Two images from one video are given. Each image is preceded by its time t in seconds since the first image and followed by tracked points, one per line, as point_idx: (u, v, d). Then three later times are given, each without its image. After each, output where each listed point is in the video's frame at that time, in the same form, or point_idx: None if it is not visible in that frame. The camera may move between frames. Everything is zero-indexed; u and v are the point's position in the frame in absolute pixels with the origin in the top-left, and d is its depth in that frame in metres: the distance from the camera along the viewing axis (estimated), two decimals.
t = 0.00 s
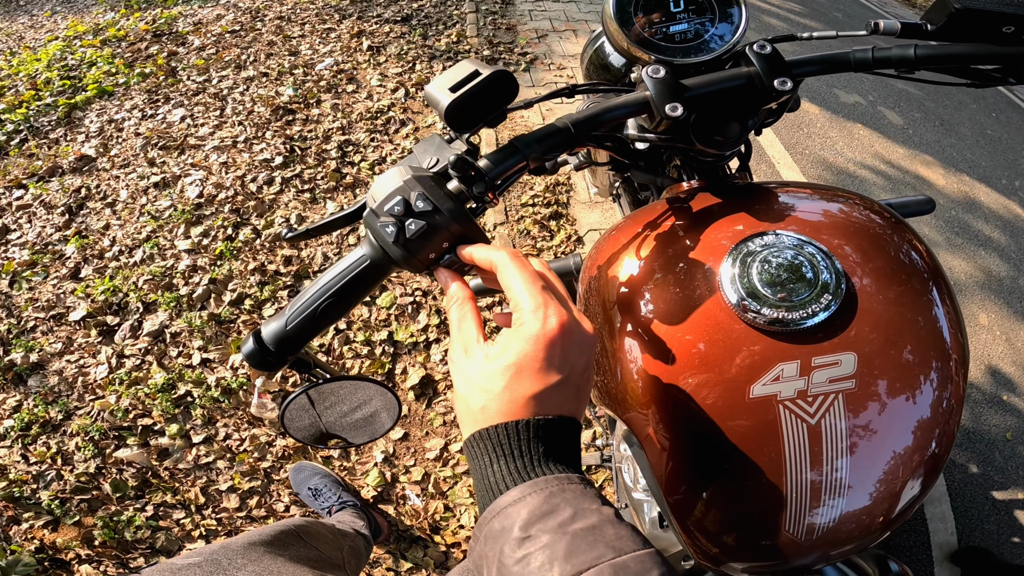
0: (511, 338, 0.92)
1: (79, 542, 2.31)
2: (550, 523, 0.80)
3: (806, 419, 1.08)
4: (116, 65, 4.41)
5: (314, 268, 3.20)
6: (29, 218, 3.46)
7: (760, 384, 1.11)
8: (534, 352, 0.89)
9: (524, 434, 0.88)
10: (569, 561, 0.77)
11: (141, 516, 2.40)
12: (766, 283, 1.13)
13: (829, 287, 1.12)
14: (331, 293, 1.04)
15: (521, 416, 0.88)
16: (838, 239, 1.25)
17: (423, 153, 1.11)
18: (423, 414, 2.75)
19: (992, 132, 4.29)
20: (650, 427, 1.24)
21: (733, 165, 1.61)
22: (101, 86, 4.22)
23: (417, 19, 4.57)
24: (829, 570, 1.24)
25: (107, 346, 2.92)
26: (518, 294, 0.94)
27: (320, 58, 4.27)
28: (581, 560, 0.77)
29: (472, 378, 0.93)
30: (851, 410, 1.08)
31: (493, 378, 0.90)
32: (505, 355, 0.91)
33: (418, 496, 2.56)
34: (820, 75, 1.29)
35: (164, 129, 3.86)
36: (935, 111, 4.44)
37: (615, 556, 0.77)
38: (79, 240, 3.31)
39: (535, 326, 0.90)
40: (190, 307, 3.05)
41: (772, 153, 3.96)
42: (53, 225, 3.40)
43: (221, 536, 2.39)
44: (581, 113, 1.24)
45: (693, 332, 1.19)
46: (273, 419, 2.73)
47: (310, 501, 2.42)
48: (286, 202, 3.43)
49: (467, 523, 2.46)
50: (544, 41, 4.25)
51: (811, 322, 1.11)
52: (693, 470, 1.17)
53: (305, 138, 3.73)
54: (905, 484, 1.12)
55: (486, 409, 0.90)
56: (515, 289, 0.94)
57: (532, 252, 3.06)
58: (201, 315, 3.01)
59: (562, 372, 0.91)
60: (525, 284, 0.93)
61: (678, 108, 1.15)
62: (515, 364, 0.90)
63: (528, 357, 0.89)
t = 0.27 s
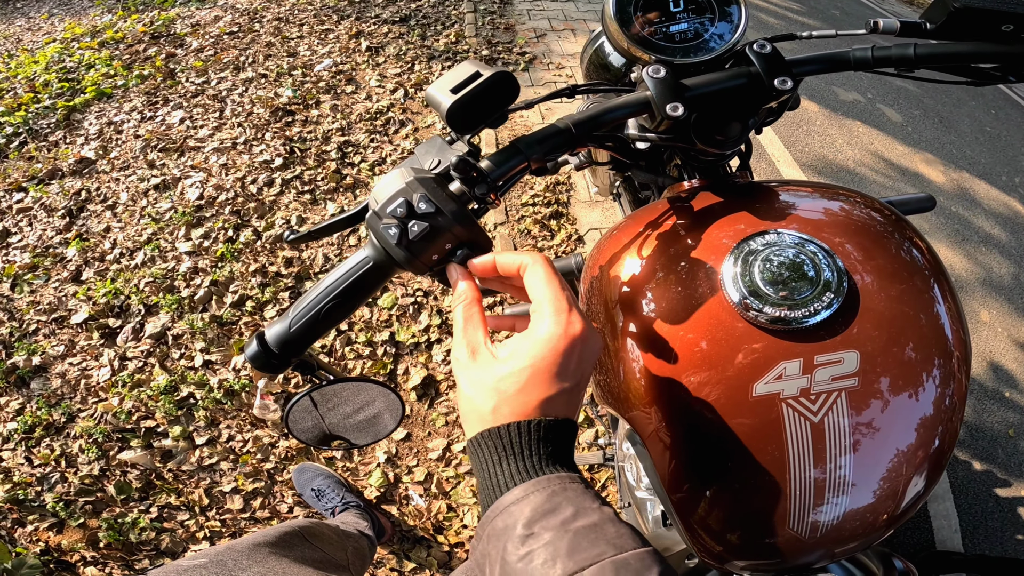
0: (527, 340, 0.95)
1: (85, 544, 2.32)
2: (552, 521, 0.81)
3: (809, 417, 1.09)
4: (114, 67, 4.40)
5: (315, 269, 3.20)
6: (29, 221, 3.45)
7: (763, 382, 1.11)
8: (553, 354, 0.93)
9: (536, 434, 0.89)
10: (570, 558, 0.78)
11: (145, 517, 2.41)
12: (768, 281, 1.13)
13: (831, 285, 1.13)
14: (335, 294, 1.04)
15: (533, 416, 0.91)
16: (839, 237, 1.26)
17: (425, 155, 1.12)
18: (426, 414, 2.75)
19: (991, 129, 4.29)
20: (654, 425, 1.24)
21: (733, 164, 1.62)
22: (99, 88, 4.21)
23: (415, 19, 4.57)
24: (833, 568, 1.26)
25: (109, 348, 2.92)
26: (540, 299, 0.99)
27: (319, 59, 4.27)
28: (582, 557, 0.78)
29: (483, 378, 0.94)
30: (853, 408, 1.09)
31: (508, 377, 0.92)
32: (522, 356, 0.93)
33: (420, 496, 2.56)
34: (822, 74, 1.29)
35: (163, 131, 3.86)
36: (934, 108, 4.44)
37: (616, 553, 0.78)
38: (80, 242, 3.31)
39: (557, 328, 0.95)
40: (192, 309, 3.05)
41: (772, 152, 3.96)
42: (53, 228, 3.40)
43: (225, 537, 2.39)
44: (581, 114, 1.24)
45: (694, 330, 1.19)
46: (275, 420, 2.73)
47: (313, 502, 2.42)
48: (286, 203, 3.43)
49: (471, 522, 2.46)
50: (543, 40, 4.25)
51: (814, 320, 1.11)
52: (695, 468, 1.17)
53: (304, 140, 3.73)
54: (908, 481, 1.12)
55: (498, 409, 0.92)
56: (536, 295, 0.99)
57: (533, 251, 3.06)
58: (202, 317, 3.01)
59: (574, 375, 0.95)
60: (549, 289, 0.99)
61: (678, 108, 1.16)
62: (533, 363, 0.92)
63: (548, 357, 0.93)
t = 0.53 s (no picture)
0: (528, 345, 0.96)
1: (86, 545, 2.32)
2: (548, 525, 0.81)
3: (807, 413, 1.09)
4: (113, 69, 4.41)
5: (315, 269, 3.20)
6: (29, 223, 3.46)
7: (760, 379, 1.11)
8: (554, 358, 0.94)
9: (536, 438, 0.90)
10: (565, 561, 0.78)
11: (146, 518, 2.41)
12: (764, 278, 1.14)
13: (829, 282, 1.13)
14: (331, 293, 1.04)
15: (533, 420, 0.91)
16: (836, 233, 1.26)
17: (421, 153, 1.12)
18: (426, 413, 2.75)
19: (991, 126, 4.29)
20: (651, 421, 1.26)
21: (730, 160, 1.62)
22: (98, 89, 4.22)
23: (413, 19, 4.57)
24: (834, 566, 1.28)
25: (110, 349, 2.93)
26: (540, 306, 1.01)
27: (317, 60, 4.27)
28: (577, 561, 0.78)
29: (484, 383, 0.95)
30: (851, 404, 1.09)
31: (509, 382, 0.93)
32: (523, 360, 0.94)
33: (421, 495, 2.56)
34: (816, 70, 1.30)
35: (162, 132, 3.87)
36: (933, 106, 4.44)
37: (611, 556, 0.79)
38: (80, 244, 3.32)
39: (557, 334, 0.97)
40: (192, 310, 3.06)
41: (771, 150, 3.96)
42: (53, 229, 3.41)
43: (226, 537, 2.39)
44: (577, 111, 1.25)
45: (692, 327, 1.19)
46: (276, 421, 2.74)
47: (314, 502, 2.43)
48: (285, 204, 3.44)
49: (471, 522, 2.47)
50: (541, 40, 4.25)
51: (810, 316, 1.11)
52: (695, 466, 1.18)
53: (303, 140, 3.74)
54: (907, 478, 1.12)
55: (498, 414, 0.92)
56: (536, 303, 1.01)
57: (532, 251, 3.06)
58: (202, 318, 3.02)
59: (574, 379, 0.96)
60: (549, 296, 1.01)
61: (673, 105, 1.16)
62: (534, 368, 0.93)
63: (549, 362, 0.94)
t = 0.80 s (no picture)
0: (528, 338, 0.98)
1: (88, 545, 2.32)
2: (548, 520, 0.82)
3: (808, 413, 1.09)
4: (114, 69, 4.41)
5: (316, 270, 3.21)
6: (31, 223, 3.47)
7: (762, 378, 1.12)
8: (554, 351, 0.96)
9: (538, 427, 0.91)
10: (566, 557, 0.79)
11: (148, 518, 2.42)
12: (765, 278, 1.14)
13: (830, 282, 1.14)
14: (335, 293, 1.05)
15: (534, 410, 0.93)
16: (837, 233, 1.26)
17: (424, 154, 1.12)
18: (427, 413, 2.76)
19: (991, 126, 4.29)
20: (652, 421, 1.27)
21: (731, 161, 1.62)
22: (99, 90, 4.23)
23: (414, 20, 4.57)
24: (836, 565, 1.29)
25: (112, 350, 2.94)
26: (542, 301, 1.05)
27: (318, 60, 4.28)
28: (577, 556, 0.79)
29: (485, 374, 0.97)
30: (852, 404, 1.09)
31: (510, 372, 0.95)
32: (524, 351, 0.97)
33: (423, 496, 2.57)
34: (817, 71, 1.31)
35: (164, 133, 3.87)
36: (934, 106, 4.45)
37: (611, 552, 0.80)
38: (82, 245, 3.33)
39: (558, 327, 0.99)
40: (194, 310, 3.06)
41: (771, 150, 3.97)
42: (55, 230, 3.42)
43: (228, 538, 2.40)
44: (579, 112, 1.25)
45: (693, 327, 1.20)
46: (277, 421, 2.74)
47: (315, 502, 2.43)
48: (286, 204, 3.44)
49: (472, 522, 2.47)
50: (541, 40, 4.26)
51: (811, 316, 1.11)
52: (696, 465, 1.18)
53: (305, 141, 3.74)
54: (908, 478, 1.12)
55: (498, 405, 0.94)
56: (537, 298, 1.04)
57: (533, 251, 3.07)
58: (204, 319, 3.02)
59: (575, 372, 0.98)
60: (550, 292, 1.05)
61: (674, 106, 1.16)
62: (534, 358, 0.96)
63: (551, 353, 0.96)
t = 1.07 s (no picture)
0: (525, 340, 0.99)
1: (89, 545, 2.33)
2: (546, 517, 0.82)
3: (808, 414, 1.10)
4: (115, 70, 4.42)
5: (317, 271, 3.21)
6: (32, 224, 3.47)
7: (761, 380, 1.12)
8: (550, 352, 0.97)
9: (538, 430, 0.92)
10: (564, 553, 0.79)
11: (150, 519, 2.42)
12: (765, 280, 1.15)
13: (829, 283, 1.14)
14: (338, 295, 1.05)
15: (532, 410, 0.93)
16: (837, 235, 1.27)
17: (426, 156, 1.13)
18: (427, 414, 2.76)
19: (991, 127, 4.30)
20: (652, 421, 1.28)
21: (731, 163, 1.63)
22: (100, 91, 4.23)
23: (414, 21, 4.58)
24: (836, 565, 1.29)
25: (113, 351, 2.94)
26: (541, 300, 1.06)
27: (318, 61, 4.28)
28: (576, 552, 0.79)
29: (483, 373, 0.97)
30: (852, 405, 1.10)
31: (507, 372, 0.96)
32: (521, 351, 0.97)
33: (423, 496, 2.57)
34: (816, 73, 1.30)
35: (164, 133, 3.88)
36: (933, 107, 4.45)
37: (609, 547, 0.80)
38: (83, 245, 3.33)
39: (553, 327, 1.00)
40: (194, 311, 3.07)
41: (771, 150, 3.98)
42: (56, 231, 3.42)
43: (229, 538, 2.40)
44: (580, 115, 1.25)
45: (694, 328, 1.20)
46: (278, 422, 2.75)
47: (316, 502, 2.43)
48: (287, 205, 3.44)
49: (473, 522, 2.48)
50: (542, 41, 4.26)
51: (811, 318, 1.12)
52: (696, 466, 1.19)
53: (305, 142, 3.75)
54: (907, 478, 1.13)
55: (497, 404, 0.94)
56: (534, 300, 1.05)
57: (533, 252, 3.08)
58: (205, 320, 3.03)
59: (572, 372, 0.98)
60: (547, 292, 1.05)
61: (676, 108, 1.16)
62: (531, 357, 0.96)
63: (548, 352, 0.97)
